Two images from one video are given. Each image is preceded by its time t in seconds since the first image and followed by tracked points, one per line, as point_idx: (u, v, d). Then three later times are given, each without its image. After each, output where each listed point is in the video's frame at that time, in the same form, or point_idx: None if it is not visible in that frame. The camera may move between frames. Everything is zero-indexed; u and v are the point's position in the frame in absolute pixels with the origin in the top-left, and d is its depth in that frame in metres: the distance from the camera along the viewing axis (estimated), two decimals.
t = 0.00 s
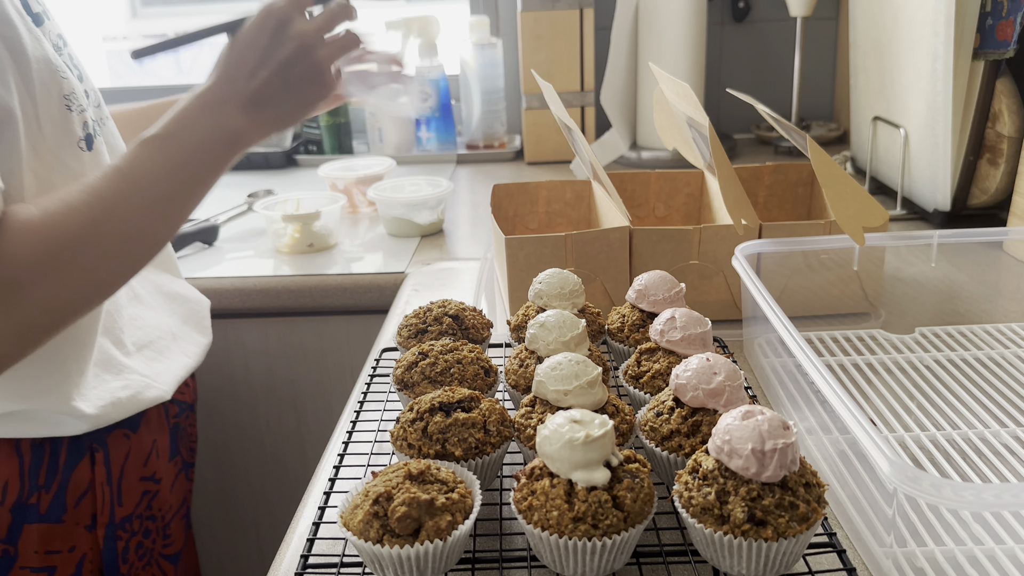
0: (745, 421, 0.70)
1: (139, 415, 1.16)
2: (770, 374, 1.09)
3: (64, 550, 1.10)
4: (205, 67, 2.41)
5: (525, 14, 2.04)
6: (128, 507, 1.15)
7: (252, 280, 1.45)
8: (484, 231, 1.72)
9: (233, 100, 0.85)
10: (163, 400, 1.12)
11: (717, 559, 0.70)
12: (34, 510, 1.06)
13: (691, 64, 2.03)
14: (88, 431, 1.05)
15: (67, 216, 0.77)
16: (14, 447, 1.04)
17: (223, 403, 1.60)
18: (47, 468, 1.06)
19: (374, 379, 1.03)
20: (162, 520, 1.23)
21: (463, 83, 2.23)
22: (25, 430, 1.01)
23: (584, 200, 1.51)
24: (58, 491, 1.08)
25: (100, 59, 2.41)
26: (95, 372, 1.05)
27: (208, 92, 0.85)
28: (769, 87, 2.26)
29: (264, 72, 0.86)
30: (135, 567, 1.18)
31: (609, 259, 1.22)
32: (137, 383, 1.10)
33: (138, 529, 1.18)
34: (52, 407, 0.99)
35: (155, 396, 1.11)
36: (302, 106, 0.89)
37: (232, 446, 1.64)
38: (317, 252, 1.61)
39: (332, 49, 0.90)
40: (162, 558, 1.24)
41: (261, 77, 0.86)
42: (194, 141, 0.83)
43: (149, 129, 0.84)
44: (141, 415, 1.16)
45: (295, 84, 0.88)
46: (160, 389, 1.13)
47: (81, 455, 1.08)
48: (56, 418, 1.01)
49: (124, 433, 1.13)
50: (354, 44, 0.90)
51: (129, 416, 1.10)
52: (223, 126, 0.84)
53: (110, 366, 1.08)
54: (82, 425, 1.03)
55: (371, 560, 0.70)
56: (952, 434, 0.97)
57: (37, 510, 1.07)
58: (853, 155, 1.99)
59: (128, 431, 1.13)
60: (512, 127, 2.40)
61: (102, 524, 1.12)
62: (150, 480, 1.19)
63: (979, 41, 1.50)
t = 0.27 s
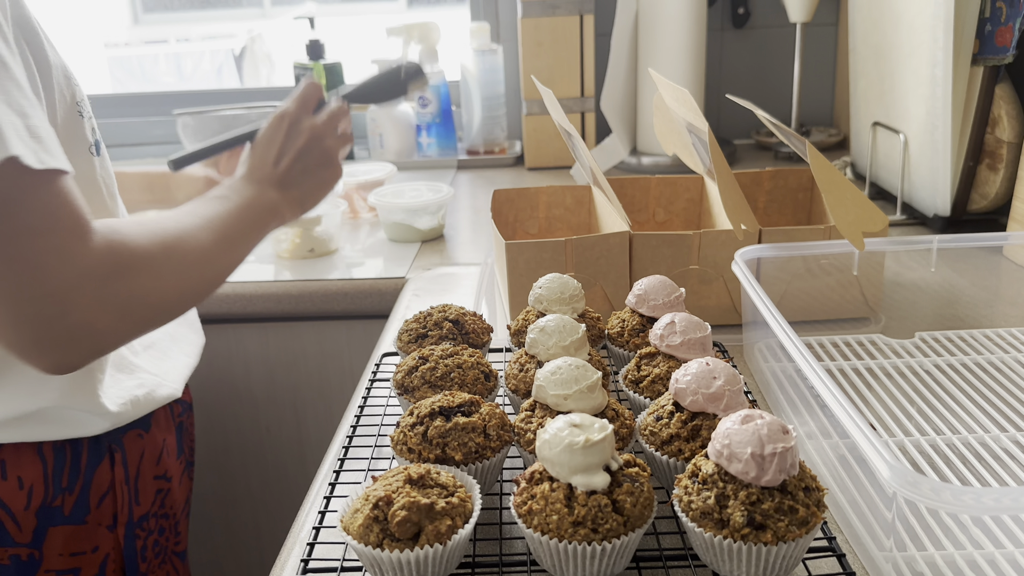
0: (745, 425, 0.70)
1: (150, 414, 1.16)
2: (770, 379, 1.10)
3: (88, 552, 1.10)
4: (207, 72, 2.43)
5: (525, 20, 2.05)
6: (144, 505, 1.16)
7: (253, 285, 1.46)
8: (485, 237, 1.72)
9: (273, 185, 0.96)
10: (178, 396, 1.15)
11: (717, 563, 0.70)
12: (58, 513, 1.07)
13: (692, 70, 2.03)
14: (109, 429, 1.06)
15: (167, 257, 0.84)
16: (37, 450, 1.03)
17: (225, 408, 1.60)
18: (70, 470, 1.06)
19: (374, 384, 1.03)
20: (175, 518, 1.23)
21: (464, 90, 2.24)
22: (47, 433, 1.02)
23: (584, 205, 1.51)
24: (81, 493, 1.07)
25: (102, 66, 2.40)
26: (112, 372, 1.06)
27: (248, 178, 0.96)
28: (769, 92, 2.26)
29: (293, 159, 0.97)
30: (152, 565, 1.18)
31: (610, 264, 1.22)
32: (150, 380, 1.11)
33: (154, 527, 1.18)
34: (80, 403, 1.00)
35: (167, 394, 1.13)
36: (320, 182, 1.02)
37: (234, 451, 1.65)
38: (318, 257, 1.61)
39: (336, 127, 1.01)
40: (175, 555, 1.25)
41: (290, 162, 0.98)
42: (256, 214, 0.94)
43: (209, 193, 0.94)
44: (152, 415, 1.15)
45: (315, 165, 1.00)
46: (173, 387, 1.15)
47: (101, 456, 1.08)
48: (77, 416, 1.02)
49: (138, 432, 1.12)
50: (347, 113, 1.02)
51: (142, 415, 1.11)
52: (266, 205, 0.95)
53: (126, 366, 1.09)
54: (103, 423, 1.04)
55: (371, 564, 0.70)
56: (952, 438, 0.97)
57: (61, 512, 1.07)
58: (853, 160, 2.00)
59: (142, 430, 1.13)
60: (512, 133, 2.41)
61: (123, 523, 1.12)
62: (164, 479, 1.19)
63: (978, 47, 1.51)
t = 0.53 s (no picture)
0: (746, 420, 0.70)
1: (150, 416, 1.17)
2: (771, 378, 1.10)
3: (90, 553, 1.09)
4: (208, 78, 2.44)
5: (526, 24, 2.06)
6: (145, 506, 1.15)
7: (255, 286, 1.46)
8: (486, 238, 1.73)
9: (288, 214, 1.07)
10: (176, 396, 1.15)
11: (719, 558, 0.70)
12: (60, 514, 1.05)
13: (692, 73, 2.04)
14: (110, 429, 1.06)
15: (216, 234, 0.90)
16: (38, 451, 1.01)
17: (226, 409, 1.60)
18: (71, 470, 1.04)
19: (376, 382, 1.03)
20: (174, 519, 1.24)
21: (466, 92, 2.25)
22: (49, 433, 0.99)
23: (585, 206, 1.51)
24: (82, 494, 1.06)
25: (104, 71, 2.44)
26: (112, 372, 1.06)
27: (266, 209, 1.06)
28: (769, 95, 2.27)
29: (300, 190, 1.08)
30: (153, 565, 1.18)
31: (611, 264, 1.22)
32: (150, 381, 1.12)
33: (154, 528, 1.18)
34: (84, 402, 0.99)
35: (167, 393, 1.14)
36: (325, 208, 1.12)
37: (235, 451, 1.65)
38: (320, 258, 1.62)
39: (333, 165, 1.16)
40: (175, 555, 1.25)
41: (299, 192, 1.08)
42: (285, 233, 1.03)
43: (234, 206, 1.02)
44: (150, 415, 1.16)
45: (320, 194, 1.11)
46: (173, 387, 1.15)
47: (103, 456, 1.07)
48: (78, 414, 1.00)
49: (139, 432, 1.13)
50: (343, 152, 1.18)
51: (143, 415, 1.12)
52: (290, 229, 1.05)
53: (125, 366, 1.09)
54: (105, 423, 1.03)
55: (374, 559, 0.70)
56: (953, 436, 0.98)
57: (62, 514, 1.05)
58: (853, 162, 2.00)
59: (142, 430, 1.14)
60: (513, 136, 2.41)
61: (124, 524, 1.12)
62: (163, 479, 1.19)
63: (978, 49, 1.52)
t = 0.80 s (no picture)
0: (745, 414, 0.70)
1: (150, 412, 1.17)
2: (771, 377, 1.10)
3: (92, 549, 1.09)
4: (210, 82, 2.44)
5: (526, 25, 2.06)
6: (146, 503, 1.16)
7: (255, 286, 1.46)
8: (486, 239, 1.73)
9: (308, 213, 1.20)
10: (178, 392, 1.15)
11: (718, 553, 0.70)
12: (62, 510, 1.04)
13: (692, 74, 2.04)
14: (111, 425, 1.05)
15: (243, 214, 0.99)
16: (41, 446, 1.01)
17: (226, 408, 1.60)
18: (73, 466, 1.04)
19: (376, 380, 1.03)
20: (175, 515, 1.25)
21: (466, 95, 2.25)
22: (50, 428, 0.99)
23: (585, 206, 1.52)
24: (85, 489, 1.06)
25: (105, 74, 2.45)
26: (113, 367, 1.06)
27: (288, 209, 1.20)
28: (769, 97, 2.27)
29: (317, 193, 1.23)
30: (155, 561, 1.18)
31: (610, 263, 1.22)
32: (153, 375, 1.11)
33: (155, 525, 1.19)
34: (87, 395, 0.99)
35: (169, 389, 1.13)
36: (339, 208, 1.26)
37: (235, 451, 1.65)
38: (320, 258, 1.62)
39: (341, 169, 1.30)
40: (176, 552, 1.26)
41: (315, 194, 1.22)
42: (302, 228, 1.14)
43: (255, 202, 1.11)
44: (151, 412, 1.17)
45: (333, 195, 1.25)
46: (173, 382, 1.15)
47: (105, 452, 1.07)
48: (81, 409, 1.00)
49: (140, 429, 1.13)
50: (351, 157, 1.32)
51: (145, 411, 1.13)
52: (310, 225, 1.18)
53: (126, 361, 1.09)
54: (107, 418, 1.02)
55: (372, 554, 0.70)
56: (953, 433, 0.98)
57: (65, 509, 1.05)
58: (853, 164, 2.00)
59: (143, 427, 1.14)
60: (513, 138, 2.42)
61: (126, 519, 1.12)
62: (164, 476, 1.20)
63: (977, 49, 1.52)
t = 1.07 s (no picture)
0: (741, 415, 0.70)
1: (148, 410, 1.15)
2: (769, 378, 1.09)
3: (89, 545, 1.07)
4: (210, 85, 2.44)
5: (526, 27, 2.06)
6: (143, 499, 1.15)
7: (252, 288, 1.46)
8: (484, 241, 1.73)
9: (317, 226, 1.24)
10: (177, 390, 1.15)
11: (714, 554, 0.70)
12: (61, 505, 1.04)
13: (691, 76, 2.04)
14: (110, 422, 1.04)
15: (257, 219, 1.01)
16: (41, 441, 1.01)
17: (223, 411, 1.60)
18: (72, 462, 1.04)
19: (372, 381, 1.03)
20: (172, 512, 1.23)
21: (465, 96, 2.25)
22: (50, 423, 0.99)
23: (584, 207, 1.51)
24: (83, 485, 1.05)
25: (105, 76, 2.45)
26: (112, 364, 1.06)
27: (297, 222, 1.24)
28: (768, 100, 2.27)
29: (325, 207, 1.27)
30: (152, 559, 1.17)
31: (608, 264, 1.22)
32: (152, 372, 1.11)
33: (153, 522, 1.17)
34: (89, 391, 0.99)
35: (167, 386, 1.13)
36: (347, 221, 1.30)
37: (233, 453, 1.65)
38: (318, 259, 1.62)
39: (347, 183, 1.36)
40: (172, 551, 1.25)
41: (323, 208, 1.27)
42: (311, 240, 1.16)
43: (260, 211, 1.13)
44: (149, 409, 1.15)
45: (340, 208, 1.29)
46: (172, 381, 1.14)
47: (103, 448, 1.06)
48: (84, 405, 1.00)
49: (137, 427, 1.12)
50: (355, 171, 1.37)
51: (142, 409, 1.10)
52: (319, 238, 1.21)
53: (126, 357, 1.09)
54: (107, 415, 1.01)
55: (366, 555, 0.70)
56: (952, 435, 0.97)
57: (64, 504, 1.04)
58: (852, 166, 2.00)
59: (141, 425, 1.13)
60: (512, 140, 2.42)
61: (123, 516, 1.11)
62: (162, 473, 1.19)
63: (975, 51, 1.51)
